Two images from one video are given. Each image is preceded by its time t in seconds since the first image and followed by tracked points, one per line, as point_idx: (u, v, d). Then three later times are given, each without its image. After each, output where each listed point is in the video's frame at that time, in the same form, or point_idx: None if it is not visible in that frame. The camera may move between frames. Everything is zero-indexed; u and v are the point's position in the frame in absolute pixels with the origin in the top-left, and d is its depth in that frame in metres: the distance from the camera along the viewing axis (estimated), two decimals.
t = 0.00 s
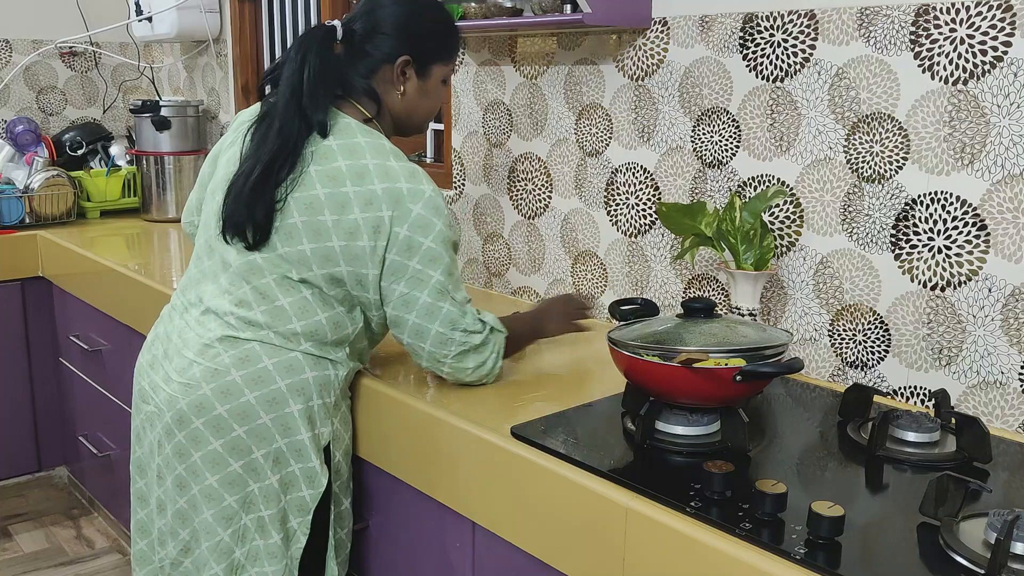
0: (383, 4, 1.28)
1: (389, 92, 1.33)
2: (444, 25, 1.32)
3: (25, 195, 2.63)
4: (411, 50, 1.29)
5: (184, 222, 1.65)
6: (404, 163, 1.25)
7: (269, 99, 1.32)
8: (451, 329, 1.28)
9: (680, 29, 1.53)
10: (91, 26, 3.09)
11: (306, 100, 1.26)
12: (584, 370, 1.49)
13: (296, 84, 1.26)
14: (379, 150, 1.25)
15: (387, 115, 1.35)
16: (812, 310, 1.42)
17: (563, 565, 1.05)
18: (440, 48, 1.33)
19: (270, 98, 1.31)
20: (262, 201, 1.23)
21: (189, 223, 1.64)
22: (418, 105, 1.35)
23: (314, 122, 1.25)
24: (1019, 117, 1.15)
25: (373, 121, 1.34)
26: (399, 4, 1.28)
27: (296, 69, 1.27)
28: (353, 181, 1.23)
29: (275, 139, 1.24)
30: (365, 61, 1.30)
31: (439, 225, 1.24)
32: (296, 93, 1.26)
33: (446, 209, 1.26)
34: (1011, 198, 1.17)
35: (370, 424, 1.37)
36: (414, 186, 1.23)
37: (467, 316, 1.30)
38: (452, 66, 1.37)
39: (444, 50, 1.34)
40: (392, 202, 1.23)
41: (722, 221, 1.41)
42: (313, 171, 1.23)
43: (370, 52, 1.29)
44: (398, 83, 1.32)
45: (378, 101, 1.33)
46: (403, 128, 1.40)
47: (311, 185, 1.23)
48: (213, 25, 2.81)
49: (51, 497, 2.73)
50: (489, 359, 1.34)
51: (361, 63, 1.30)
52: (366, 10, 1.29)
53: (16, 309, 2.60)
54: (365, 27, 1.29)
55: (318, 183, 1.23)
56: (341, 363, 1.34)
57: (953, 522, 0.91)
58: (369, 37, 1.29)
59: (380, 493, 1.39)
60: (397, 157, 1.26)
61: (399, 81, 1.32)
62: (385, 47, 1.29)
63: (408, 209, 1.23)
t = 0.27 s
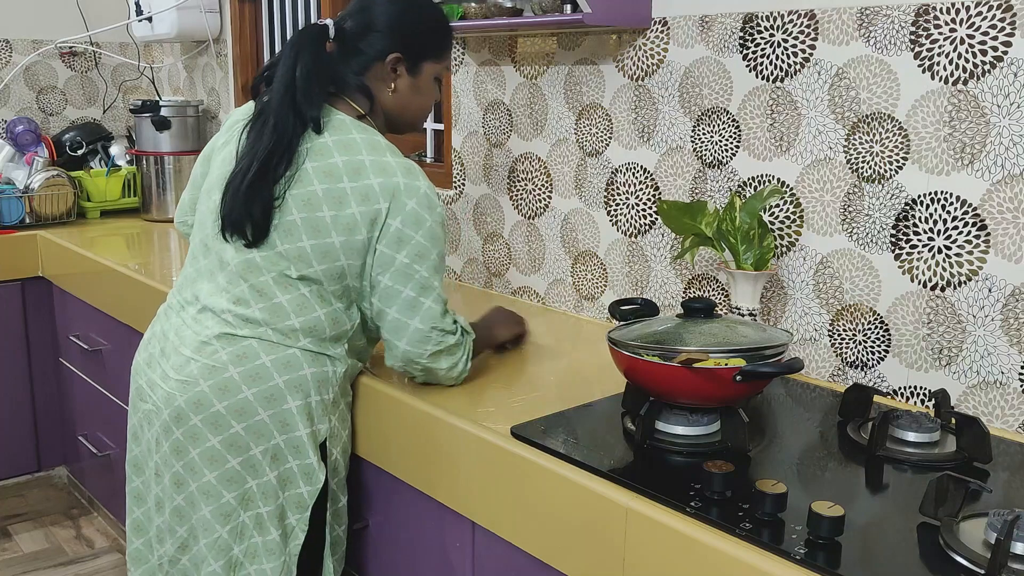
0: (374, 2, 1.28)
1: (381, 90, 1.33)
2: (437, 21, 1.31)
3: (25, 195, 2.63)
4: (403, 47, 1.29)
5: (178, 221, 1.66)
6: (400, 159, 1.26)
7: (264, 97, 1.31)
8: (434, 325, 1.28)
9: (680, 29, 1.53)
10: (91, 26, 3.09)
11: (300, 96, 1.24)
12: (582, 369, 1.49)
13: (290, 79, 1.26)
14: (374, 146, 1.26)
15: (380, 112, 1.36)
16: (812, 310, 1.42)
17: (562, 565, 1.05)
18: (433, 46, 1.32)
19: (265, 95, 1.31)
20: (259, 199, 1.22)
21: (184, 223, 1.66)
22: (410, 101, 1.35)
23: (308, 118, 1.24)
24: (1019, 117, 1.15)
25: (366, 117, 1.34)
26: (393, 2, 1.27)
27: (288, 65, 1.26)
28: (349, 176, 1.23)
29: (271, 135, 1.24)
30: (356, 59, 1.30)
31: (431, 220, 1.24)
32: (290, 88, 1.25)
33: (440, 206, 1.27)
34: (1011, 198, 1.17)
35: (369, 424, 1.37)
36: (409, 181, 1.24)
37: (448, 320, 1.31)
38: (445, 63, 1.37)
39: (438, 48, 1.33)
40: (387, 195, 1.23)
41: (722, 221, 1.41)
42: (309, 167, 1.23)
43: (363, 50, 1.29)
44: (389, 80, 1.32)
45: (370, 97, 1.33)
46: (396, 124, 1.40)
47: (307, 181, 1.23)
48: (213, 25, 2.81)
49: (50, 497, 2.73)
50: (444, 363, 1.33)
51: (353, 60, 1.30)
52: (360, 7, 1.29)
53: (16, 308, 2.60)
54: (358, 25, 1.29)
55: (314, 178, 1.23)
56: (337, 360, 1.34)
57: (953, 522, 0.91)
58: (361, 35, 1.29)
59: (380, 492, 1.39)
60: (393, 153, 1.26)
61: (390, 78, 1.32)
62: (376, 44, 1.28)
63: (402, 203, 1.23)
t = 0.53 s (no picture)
0: (380, 6, 1.28)
1: (386, 94, 1.33)
2: (441, 24, 1.31)
3: (25, 195, 2.63)
4: (407, 51, 1.29)
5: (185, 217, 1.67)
6: (406, 161, 1.26)
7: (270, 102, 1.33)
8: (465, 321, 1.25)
9: (680, 29, 1.53)
10: (92, 26, 3.09)
11: (302, 100, 1.26)
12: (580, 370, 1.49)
13: (293, 84, 1.27)
14: (378, 149, 1.26)
15: (385, 116, 1.35)
16: (812, 310, 1.42)
17: (562, 565, 1.05)
18: (438, 49, 1.32)
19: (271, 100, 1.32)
20: (262, 199, 1.23)
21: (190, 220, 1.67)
22: (416, 106, 1.35)
23: (310, 122, 1.25)
24: (1018, 117, 1.15)
25: (372, 121, 1.34)
26: (398, 7, 1.28)
27: (292, 69, 1.27)
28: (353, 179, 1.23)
29: (274, 137, 1.25)
30: (362, 64, 1.30)
31: (438, 219, 1.23)
32: (292, 93, 1.27)
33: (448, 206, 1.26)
34: (1011, 198, 1.17)
35: (369, 423, 1.37)
36: (413, 182, 1.23)
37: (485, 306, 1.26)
38: (451, 67, 1.36)
39: (442, 51, 1.33)
40: (391, 197, 1.23)
41: (722, 221, 1.41)
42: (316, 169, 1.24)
43: (368, 55, 1.29)
44: (395, 85, 1.32)
45: (376, 102, 1.33)
46: (401, 130, 1.39)
47: (311, 183, 1.23)
48: (213, 26, 2.81)
49: (50, 497, 2.73)
50: (512, 355, 1.30)
51: (358, 65, 1.31)
52: (365, 13, 1.30)
53: (16, 308, 2.60)
54: (363, 30, 1.29)
55: (319, 180, 1.23)
56: (336, 359, 1.33)
57: (953, 522, 0.91)
58: (367, 39, 1.29)
59: (379, 492, 1.39)
60: (399, 156, 1.26)
61: (395, 82, 1.32)
62: (381, 48, 1.28)
63: (406, 204, 1.23)
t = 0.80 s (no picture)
0: (403, 18, 1.27)
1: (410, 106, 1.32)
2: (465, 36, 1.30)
3: (25, 195, 2.63)
4: (430, 63, 1.28)
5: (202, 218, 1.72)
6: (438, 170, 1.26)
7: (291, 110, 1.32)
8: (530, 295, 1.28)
9: (680, 29, 1.53)
10: (92, 26, 3.09)
11: (328, 113, 1.25)
12: (579, 369, 1.49)
13: (319, 94, 1.26)
14: (410, 159, 1.26)
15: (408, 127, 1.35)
16: (812, 310, 1.42)
17: (562, 565, 1.05)
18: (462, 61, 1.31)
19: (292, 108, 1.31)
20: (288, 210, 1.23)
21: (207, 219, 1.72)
22: (440, 118, 1.34)
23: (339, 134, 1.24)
24: (1018, 117, 1.15)
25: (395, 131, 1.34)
26: (421, 19, 1.26)
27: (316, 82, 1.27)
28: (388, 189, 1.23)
29: (300, 148, 1.24)
30: (383, 75, 1.30)
31: (483, 220, 1.24)
32: (319, 104, 1.26)
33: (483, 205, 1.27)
34: (1011, 198, 1.17)
35: (370, 423, 1.37)
36: (449, 189, 1.23)
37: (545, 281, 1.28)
38: (473, 78, 1.36)
39: (466, 63, 1.32)
40: (427, 207, 1.24)
41: (722, 221, 1.41)
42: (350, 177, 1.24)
43: (390, 67, 1.29)
44: (418, 97, 1.31)
45: (399, 113, 1.32)
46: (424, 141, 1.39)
47: (343, 192, 1.24)
48: (214, 26, 2.81)
49: (51, 497, 2.73)
50: (580, 321, 1.30)
51: (380, 77, 1.30)
52: (387, 24, 1.29)
53: (16, 308, 2.60)
54: (386, 41, 1.28)
55: (350, 188, 1.24)
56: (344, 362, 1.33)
57: (953, 522, 0.91)
58: (389, 51, 1.28)
59: (380, 492, 1.39)
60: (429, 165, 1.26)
61: (418, 94, 1.31)
62: (405, 61, 1.28)
63: (446, 211, 1.23)
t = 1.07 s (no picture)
0: (409, 19, 1.28)
1: (415, 107, 1.33)
2: (472, 38, 1.30)
3: (25, 195, 2.63)
4: (435, 64, 1.29)
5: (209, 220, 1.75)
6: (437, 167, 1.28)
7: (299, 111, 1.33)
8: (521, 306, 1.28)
9: (680, 29, 1.53)
10: (92, 26, 3.09)
11: (333, 112, 1.26)
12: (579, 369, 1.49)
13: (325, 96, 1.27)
14: (410, 155, 1.27)
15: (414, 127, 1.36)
16: (812, 310, 1.42)
17: (562, 565, 1.05)
18: (469, 63, 1.32)
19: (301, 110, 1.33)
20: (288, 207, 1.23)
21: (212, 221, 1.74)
22: (446, 120, 1.35)
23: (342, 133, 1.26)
24: (1019, 117, 1.15)
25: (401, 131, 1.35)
26: (426, 21, 1.27)
27: (323, 82, 1.28)
28: (387, 184, 1.24)
29: (302, 146, 1.25)
30: (390, 77, 1.30)
31: (479, 216, 1.26)
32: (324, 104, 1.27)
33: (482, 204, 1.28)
34: (1011, 198, 1.17)
35: (370, 423, 1.37)
36: (449, 184, 1.25)
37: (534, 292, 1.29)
38: (480, 80, 1.36)
39: (472, 66, 1.32)
40: (426, 201, 1.25)
41: (722, 221, 1.41)
42: (347, 172, 1.25)
43: (397, 68, 1.29)
44: (423, 98, 1.32)
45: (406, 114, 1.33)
46: (430, 143, 1.39)
47: (342, 187, 1.24)
48: (214, 26, 2.81)
49: (51, 497, 2.73)
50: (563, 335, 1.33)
51: (387, 78, 1.30)
52: (394, 26, 1.29)
53: (16, 308, 2.60)
54: (393, 43, 1.29)
55: (348, 184, 1.24)
56: (347, 364, 1.33)
57: (953, 522, 0.91)
58: (396, 53, 1.29)
59: (381, 492, 1.39)
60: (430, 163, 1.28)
61: (424, 95, 1.32)
62: (412, 62, 1.28)
63: (444, 206, 1.25)
